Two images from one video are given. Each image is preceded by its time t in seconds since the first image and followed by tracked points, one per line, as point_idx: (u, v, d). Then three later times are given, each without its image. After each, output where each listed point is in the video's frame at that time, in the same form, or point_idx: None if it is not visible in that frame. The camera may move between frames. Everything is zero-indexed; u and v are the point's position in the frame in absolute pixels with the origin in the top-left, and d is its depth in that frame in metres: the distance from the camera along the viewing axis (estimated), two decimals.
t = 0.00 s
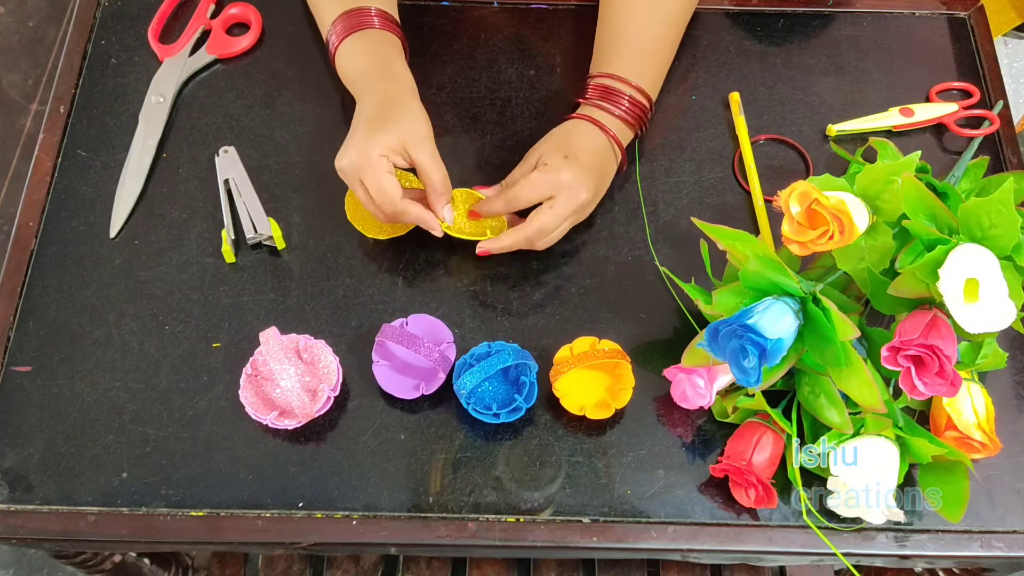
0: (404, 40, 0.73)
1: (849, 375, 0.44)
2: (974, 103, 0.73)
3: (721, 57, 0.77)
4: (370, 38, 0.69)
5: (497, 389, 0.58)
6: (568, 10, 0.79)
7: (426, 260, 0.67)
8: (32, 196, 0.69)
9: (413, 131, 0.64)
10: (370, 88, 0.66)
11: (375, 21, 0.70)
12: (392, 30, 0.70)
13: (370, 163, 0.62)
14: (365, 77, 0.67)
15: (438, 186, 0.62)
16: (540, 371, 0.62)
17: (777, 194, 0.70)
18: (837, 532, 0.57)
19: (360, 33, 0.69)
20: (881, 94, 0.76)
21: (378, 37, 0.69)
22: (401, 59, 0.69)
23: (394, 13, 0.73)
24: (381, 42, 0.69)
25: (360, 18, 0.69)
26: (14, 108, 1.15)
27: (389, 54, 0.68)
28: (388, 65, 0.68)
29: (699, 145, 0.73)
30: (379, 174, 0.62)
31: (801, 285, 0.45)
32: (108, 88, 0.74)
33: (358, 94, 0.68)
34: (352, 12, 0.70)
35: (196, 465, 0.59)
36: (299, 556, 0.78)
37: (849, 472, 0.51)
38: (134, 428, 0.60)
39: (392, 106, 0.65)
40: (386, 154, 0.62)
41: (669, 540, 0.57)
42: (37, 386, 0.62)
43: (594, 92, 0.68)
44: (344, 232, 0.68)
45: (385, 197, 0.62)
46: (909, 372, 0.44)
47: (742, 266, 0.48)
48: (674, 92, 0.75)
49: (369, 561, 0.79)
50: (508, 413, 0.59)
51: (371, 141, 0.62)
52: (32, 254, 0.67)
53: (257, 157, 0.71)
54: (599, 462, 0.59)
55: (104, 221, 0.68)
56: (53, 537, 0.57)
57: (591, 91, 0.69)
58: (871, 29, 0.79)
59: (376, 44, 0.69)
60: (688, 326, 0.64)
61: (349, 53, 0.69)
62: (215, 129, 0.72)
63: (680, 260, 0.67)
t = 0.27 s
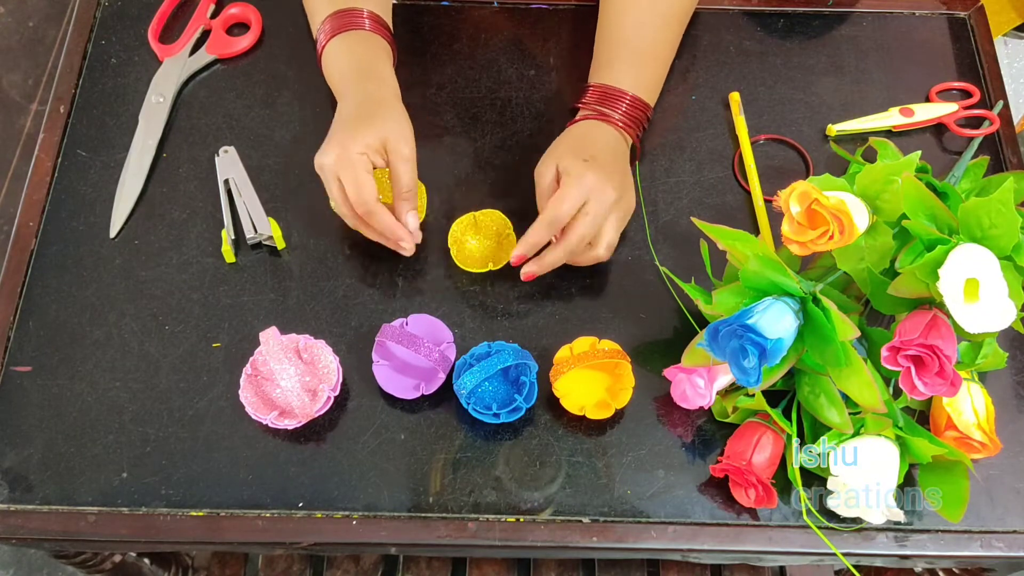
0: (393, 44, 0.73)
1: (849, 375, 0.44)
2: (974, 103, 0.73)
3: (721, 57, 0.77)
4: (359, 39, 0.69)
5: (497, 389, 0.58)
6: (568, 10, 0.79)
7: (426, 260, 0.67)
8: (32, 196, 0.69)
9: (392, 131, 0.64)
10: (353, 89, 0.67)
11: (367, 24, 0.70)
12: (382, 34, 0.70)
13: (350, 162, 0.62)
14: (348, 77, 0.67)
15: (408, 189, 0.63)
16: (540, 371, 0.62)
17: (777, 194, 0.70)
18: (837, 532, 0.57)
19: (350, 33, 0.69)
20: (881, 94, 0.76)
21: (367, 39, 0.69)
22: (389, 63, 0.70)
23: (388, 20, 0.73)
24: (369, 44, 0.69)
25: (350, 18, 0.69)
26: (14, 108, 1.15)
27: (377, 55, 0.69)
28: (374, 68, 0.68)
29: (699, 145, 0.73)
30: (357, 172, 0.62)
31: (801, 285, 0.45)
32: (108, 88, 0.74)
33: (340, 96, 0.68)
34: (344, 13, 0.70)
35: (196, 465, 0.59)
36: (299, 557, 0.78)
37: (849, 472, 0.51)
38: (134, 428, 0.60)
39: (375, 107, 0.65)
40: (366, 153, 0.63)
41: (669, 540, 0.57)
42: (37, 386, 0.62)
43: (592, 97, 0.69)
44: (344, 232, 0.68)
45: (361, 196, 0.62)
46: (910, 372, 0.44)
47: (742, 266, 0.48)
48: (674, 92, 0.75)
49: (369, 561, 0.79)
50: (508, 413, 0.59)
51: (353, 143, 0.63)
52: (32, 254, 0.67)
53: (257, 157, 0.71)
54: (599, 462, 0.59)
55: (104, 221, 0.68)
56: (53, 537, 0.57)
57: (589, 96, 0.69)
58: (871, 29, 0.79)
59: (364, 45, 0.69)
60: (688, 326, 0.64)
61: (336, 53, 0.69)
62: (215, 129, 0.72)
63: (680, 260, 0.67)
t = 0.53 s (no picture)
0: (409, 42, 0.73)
1: (849, 375, 0.44)
2: (974, 103, 0.73)
3: (721, 57, 0.77)
4: (379, 44, 0.69)
5: (497, 389, 0.58)
6: (568, 10, 0.79)
7: (426, 260, 0.67)
8: (32, 196, 0.69)
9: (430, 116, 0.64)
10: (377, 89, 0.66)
11: (382, 28, 0.70)
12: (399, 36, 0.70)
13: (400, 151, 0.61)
14: (372, 77, 0.67)
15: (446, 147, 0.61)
16: (540, 371, 0.62)
17: (777, 194, 0.70)
18: (837, 532, 0.57)
19: (368, 40, 0.69)
20: (881, 93, 0.76)
21: (387, 44, 0.69)
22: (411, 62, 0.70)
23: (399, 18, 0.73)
24: (390, 46, 0.69)
25: (366, 25, 0.69)
26: (14, 108, 1.15)
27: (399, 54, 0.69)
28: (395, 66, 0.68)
29: (699, 145, 0.73)
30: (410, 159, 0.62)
31: (801, 285, 0.45)
32: (108, 88, 0.74)
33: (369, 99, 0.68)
34: (358, 20, 0.70)
35: (196, 465, 0.59)
36: (299, 557, 0.78)
37: (849, 472, 0.51)
38: (134, 428, 0.60)
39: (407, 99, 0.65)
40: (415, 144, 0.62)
41: (669, 540, 0.57)
42: (37, 386, 0.62)
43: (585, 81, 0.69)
44: (344, 232, 0.68)
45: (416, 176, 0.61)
46: (909, 371, 0.44)
47: (742, 266, 0.48)
48: (674, 92, 0.75)
49: (369, 561, 0.79)
50: (508, 413, 0.59)
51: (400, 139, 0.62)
52: (32, 254, 0.67)
53: (257, 157, 0.71)
54: (599, 462, 0.59)
55: (104, 221, 0.68)
56: (53, 537, 0.57)
57: (580, 82, 0.69)
58: (871, 29, 0.79)
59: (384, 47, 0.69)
60: (688, 327, 0.64)
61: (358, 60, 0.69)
62: (215, 129, 0.72)
63: (679, 260, 0.67)
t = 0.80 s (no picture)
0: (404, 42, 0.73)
1: (849, 375, 0.44)
2: (974, 103, 0.73)
3: (721, 57, 0.77)
4: (372, 43, 0.69)
5: (498, 389, 0.58)
6: (568, 10, 0.79)
7: (426, 260, 0.67)
8: (32, 196, 0.69)
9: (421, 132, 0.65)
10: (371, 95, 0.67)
11: (377, 26, 0.70)
12: (392, 34, 0.70)
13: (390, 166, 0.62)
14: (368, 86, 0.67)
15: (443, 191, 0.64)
16: (540, 371, 0.62)
17: (777, 194, 0.70)
18: (837, 532, 0.57)
19: (361, 38, 0.69)
20: (881, 93, 0.76)
21: (379, 43, 0.69)
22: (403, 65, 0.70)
23: (394, 16, 0.73)
24: (382, 46, 0.69)
25: (361, 23, 0.69)
26: (14, 107, 1.15)
27: (391, 57, 0.69)
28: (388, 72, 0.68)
29: (699, 145, 0.73)
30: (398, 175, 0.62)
31: (801, 285, 0.45)
32: (108, 88, 0.74)
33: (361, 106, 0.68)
34: (352, 18, 0.70)
35: (196, 465, 0.59)
36: (299, 557, 0.78)
37: (849, 472, 0.51)
38: (134, 428, 0.60)
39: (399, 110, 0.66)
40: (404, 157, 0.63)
41: (669, 540, 0.57)
42: (37, 386, 0.62)
43: (586, 79, 0.69)
44: (344, 232, 0.68)
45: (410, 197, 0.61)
46: (909, 371, 0.44)
47: (742, 266, 0.48)
48: (674, 92, 0.75)
49: (369, 561, 0.79)
50: (508, 413, 0.59)
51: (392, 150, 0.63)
52: (32, 254, 0.67)
53: (257, 157, 0.71)
54: (599, 462, 0.59)
55: (104, 221, 0.68)
56: (53, 537, 0.57)
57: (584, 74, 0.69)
58: (871, 29, 0.79)
59: (375, 49, 0.69)
60: (688, 326, 0.64)
61: (349, 60, 0.69)
62: (215, 129, 0.72)
63: (679, 260, 0.67)
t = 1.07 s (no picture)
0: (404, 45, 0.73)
1: (849, 375, 0.44)
2: (974, 103, 0.73)
3: (721, 57, 0.77)
4: (368, 47, 0.69)
5: (497, 389, 0.58)
6: (568, 10, 0.79)
7: (426, 260, 0.67)
8: (32, 196, 0.69)
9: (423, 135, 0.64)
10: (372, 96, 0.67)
11: (375, 29, 0.70)
12: (391, 38, 0.70)
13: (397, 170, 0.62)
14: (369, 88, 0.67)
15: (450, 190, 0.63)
16: (540, 371, 0.62)
17: (777, 194, 0.70)
18: (837, 532, 0.57)
19: (358, 42, 0.69)
20: (881, 93, 0.76)
21: (375, 45, 0.69)
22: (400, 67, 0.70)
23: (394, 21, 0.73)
24: (381, 51, 0.69)
25: (359, 25, 0.69)
26: (14, 107, 1.15)
27: (388, 61, 0.69)
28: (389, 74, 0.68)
29: (699, 145, 0.73)
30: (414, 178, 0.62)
31: (801, 285, 0.45)
32: (107, 88, 0.74)
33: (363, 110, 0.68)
34: (349, 21, 0.70)
35: (196, 465, 0.59)
36: (299, 556, 0.78)
37: (849, 472, 0.51)
38: (134, 428, 0.60)
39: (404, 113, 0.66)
40: (419, 159, 0.63)
41: (669, 540, 0.57)
42: (37, 386, 0.62)
43: (591, 79, 0.69)
44: (344, 232, 0.68)
45: (417, 202, 0.62)
46: (909, 371, 0.44)
47: (742, 266, 0.48)
48: (674, 92, 0.75)
49: (369, 561, 0.79)
50: (508, 413, 0.59)
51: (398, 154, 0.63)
52: (32, 254, 0.67)
53: (257, 157, 0.71)
54: (599, 462, 0.59)
55: (104, 221, 0.68)
56: (53, 537, 0.57)
57: (591, 73, 0.69)
58: (871, 29, 0.79)
59: (373, 52, 0.69)
60: (688, 326, 0.64)
61: (347, 63, 0.69)
62: (215, 129, 0.72)
63: (679, 260, 0.67)
